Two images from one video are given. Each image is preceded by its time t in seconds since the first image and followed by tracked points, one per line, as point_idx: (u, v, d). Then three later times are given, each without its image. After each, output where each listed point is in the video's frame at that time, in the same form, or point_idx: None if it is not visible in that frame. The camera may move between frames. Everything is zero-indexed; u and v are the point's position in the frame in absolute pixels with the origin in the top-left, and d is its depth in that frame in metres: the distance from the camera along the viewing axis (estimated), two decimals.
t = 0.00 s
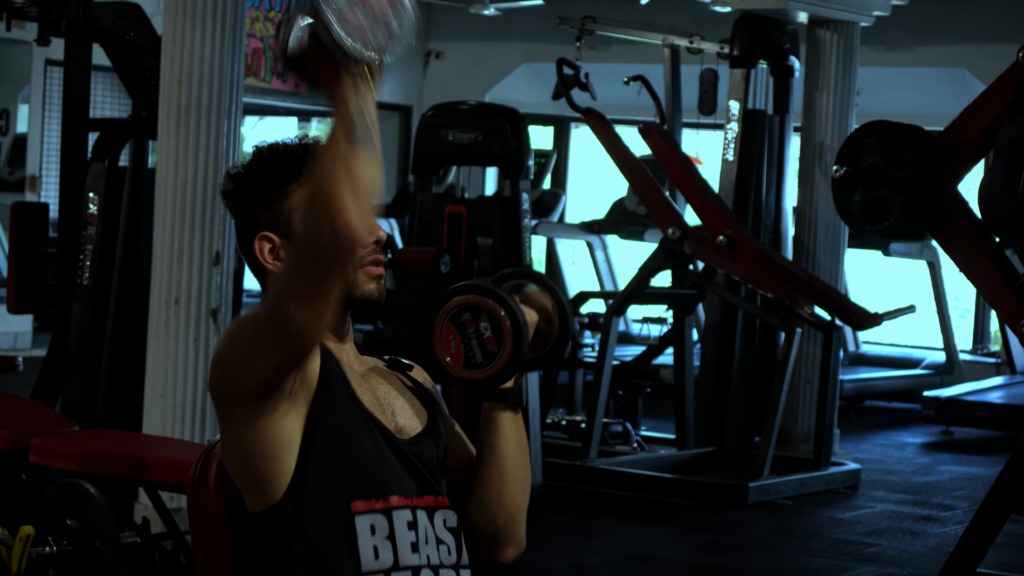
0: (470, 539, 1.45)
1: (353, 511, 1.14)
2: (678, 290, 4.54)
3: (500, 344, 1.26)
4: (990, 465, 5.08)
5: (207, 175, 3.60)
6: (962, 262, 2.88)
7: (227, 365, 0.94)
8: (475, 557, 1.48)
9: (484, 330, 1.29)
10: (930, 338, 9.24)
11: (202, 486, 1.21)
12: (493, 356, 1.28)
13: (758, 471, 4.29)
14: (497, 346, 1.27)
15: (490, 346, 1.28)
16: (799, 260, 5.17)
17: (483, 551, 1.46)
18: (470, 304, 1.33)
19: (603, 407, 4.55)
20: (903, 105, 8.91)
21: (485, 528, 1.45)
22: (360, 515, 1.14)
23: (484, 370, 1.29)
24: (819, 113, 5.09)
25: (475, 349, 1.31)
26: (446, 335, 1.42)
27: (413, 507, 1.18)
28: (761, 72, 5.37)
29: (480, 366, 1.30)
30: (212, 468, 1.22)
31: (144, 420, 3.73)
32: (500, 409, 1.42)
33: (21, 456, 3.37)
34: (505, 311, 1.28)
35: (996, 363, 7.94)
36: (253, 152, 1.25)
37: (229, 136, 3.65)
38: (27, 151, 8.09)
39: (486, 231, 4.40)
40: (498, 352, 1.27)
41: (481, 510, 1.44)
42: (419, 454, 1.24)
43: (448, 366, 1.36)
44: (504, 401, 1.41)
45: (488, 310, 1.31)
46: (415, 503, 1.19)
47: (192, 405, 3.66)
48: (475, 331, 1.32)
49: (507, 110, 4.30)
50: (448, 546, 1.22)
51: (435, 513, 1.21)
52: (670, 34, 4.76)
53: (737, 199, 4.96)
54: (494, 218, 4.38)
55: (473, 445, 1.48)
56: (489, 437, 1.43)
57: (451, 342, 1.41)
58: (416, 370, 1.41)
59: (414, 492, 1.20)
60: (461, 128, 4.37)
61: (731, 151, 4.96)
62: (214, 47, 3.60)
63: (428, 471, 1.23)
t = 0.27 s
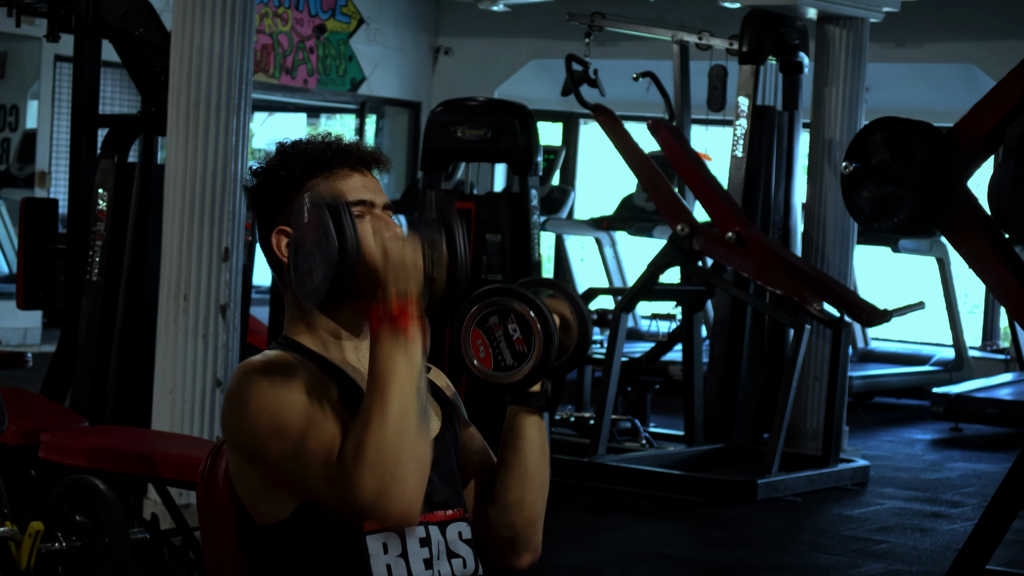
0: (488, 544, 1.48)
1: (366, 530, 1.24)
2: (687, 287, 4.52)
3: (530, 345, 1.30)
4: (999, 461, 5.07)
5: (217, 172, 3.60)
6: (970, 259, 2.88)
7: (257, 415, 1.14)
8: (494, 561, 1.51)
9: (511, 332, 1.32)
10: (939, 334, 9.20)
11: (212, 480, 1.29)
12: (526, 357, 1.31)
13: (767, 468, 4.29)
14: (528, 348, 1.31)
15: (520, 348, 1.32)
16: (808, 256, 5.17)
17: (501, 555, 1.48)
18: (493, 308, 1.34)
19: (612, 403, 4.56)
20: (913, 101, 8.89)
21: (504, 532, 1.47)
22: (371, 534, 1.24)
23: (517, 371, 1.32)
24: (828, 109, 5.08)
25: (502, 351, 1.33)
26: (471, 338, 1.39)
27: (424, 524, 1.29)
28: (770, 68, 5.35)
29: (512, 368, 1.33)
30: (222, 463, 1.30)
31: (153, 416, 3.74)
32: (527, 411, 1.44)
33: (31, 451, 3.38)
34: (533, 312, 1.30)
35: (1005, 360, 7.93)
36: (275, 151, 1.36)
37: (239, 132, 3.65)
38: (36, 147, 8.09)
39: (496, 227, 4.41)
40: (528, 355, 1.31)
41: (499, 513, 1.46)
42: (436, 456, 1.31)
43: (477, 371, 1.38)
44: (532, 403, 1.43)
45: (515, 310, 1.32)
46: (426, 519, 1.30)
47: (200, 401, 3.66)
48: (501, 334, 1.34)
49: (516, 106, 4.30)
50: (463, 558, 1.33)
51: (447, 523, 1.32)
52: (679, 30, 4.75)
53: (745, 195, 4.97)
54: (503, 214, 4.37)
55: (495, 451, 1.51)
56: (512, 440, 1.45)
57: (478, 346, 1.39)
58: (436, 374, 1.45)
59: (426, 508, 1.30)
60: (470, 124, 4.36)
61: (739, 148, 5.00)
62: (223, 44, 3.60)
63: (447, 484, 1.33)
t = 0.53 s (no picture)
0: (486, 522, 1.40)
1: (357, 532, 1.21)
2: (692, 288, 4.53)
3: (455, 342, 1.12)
4: (1004, 463, 5.07)
5: (222, 173, 3.60)
6: (975, 260, 2.87)
7: (268, 463, 1.13)
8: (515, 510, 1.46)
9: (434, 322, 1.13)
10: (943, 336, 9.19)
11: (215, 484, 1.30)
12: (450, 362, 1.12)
13: (771, 469, 4.29)
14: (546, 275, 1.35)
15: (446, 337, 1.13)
16: (813, 258, 5.17)
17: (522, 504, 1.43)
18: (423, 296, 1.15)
19: (616, 404, 4.56)
20: (917, 102, 8.88)
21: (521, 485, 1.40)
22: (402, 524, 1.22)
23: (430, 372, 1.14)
24: (833, 110, 5.08)
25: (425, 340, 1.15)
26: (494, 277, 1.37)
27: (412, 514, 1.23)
28: (775, 70, 5.35)
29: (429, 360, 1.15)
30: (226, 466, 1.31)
31: (157, 417, 3.74)
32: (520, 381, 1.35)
33: (36, 452, 3.38)
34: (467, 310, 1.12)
35: (1010, 362, 7.92)
36: (272, 152, 1.31)
37: (244, 133, 3.64)
38: (41, 147, 8.07)
39: (500, 229, 4.40)
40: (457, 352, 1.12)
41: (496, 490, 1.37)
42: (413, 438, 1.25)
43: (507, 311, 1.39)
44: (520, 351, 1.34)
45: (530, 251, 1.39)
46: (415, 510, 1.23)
47: (205, 402, 3.67)
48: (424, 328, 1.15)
49: (519, 106, 4.34)
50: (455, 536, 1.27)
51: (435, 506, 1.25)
52: (684, 32, 4.75)
53: (750, 197, 4.97)
54: (508, 215, 4.37)
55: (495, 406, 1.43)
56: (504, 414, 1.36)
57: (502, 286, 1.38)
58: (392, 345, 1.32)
59: (412, 498, 1.23)
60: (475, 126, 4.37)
61: (744, 150, 4.98)
62: (229, 44, 3.60)
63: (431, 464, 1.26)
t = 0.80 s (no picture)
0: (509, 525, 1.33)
1: (377, 537, 1.15)
2: (692, 287, 4.54)
3: (546, 326, 1.11)
4: (1005, 462, 5.07)
5: (223, 170, 3.61)
6: (976, 260, 2.83)
7: (280, 413, 1.10)
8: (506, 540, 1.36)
9: (529, 313, 1.13)
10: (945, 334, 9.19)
11: (217, 480, 1.24)
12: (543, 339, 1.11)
13: (772, 467, 4.29)
14: (545, 330, 1.12)
15: (536, 330, 1.13)
16: (814, 256, 5.17)
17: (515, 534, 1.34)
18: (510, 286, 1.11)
19: (617, 402, 4.56)
20: (919, 101, 8.88)
21: (518, 512, 1.32)
22: (383, 542, 1.15)
23: (531, 356, 1.12)
24: (835, 108, 5.08)
25: (511, 329, 1.12)
26: (486, 319, 1.07)
27: (434, 529, 1.20)
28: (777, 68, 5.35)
29: (523, 349, 1.12)
30: (228, 462, 1.25)
31: (159, 414, 3.74)
32: (538, 392, 1.24)
33: (37, 449, 3.38)
34: (550, 293, 1.12)
35: (1010, 360, 7.92)
36: (272, 153, 1.30)
37: (245, 131, 3.65)
38: (42, 145, 8.07)
39: (501, 227, 4.38)
40: (543, 337, 1.12)
41: (514, 494, 1.31)
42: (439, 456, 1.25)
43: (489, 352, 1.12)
44: (543, 384, 1.24)
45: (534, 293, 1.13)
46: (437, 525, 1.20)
47: (206, 399, 3.67)
48: (515, 316, 1.12)
49: (522, 106, 4.32)
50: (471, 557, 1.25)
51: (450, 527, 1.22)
52: (686, 29, 4.75)
53: (751, 196, 4.97)
54: (509, 213, 4.37)
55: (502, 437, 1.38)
56: (522, 420, 1.27)
57: (491, 326, 1.08)
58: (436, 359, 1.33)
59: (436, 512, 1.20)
60: (476, 123, 4.36)
61: (746, 148, 5.00)
62: (230, 42, 3.60)
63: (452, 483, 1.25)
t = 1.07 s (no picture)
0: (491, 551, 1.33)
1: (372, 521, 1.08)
2: (693, 287, 4.53)
3: (540, 351, 1.19)
4: (1007, 461, 5.07)
5: (224, 173, 3.60)
6: (976, 259, 2.85)
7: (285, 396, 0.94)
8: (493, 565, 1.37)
9: (521, 339, 1.20)
10: (946, 334, 9.20)
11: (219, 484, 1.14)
12: (535, 365, 1.19)
13: (774, 468, 4.29)
14: (537, 355, 1.19)
15: (529, 355, 1.20)
16: (815, 257, 5.17)
17: (501, 558, 1.34)
18: (502, 314, 1.22)
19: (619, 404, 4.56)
20: (920, 101, 8.89)
21: (504, 536, 1.33)
22: (377, 524, 1.08)
23: (521, 381, 1.18)
24: (835, 108, 5.08)
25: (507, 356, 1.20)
26: (477, 344, 1.24)
27: (428, 519, 1.12)
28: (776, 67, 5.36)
29: (518, 374, 1.19)
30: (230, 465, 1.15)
31: (161, 418, 3.74)
32: (532, 419, 1.30)
33: (39, 453, 3.39)
34: (541, 317, 1.20)
35: (1012, 360, 7.92)
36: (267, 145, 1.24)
37: (246, 134, 3.65)
38: (43, 149, 8.06)
39: (502, 228, 4.39)
40: (537, 360, 1.19)
41: (502, 515, 1.32)
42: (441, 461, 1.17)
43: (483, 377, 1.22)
44: (540, 411, 1.28)
45: (526, 317, 1.21)
46: (432, 515, 1.13)
47: (208, 403, 3.67)
48: (509, 341, 1.21)
49: (522, 107, 4.33)
50: (465, 559, 1.16)
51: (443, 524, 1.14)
52: (686, 31, 4.75)
53: (752, 196, 4.97)
54: (510, 215, 4.37)
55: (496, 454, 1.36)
56: (515, 443, 1.31)
57: (485, 351, 1.24)
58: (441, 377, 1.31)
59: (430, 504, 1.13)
60: (477, 125, 4.35)
61: (745, 149, 4.96)
62: (230, 44, 3.60)
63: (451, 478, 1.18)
